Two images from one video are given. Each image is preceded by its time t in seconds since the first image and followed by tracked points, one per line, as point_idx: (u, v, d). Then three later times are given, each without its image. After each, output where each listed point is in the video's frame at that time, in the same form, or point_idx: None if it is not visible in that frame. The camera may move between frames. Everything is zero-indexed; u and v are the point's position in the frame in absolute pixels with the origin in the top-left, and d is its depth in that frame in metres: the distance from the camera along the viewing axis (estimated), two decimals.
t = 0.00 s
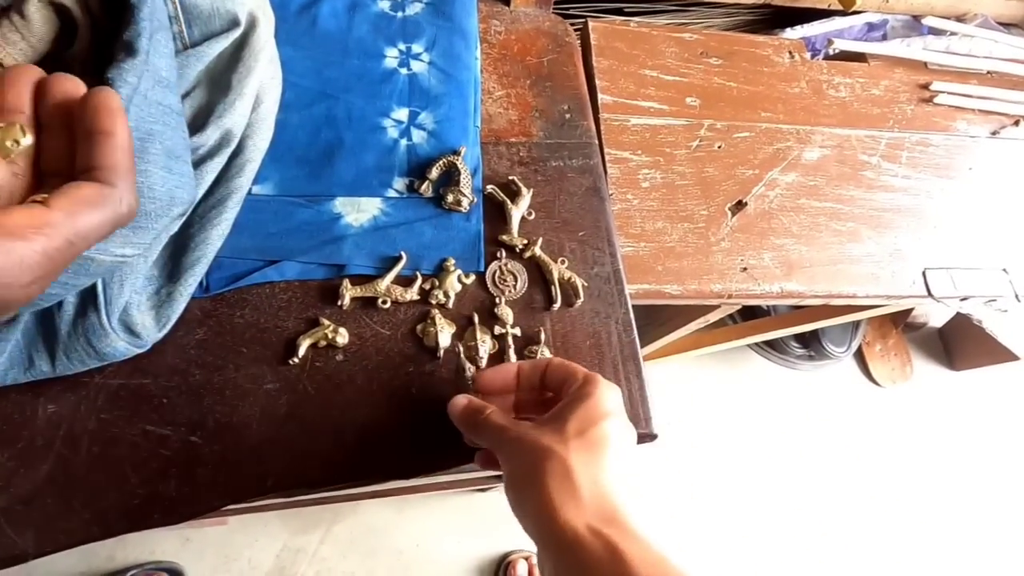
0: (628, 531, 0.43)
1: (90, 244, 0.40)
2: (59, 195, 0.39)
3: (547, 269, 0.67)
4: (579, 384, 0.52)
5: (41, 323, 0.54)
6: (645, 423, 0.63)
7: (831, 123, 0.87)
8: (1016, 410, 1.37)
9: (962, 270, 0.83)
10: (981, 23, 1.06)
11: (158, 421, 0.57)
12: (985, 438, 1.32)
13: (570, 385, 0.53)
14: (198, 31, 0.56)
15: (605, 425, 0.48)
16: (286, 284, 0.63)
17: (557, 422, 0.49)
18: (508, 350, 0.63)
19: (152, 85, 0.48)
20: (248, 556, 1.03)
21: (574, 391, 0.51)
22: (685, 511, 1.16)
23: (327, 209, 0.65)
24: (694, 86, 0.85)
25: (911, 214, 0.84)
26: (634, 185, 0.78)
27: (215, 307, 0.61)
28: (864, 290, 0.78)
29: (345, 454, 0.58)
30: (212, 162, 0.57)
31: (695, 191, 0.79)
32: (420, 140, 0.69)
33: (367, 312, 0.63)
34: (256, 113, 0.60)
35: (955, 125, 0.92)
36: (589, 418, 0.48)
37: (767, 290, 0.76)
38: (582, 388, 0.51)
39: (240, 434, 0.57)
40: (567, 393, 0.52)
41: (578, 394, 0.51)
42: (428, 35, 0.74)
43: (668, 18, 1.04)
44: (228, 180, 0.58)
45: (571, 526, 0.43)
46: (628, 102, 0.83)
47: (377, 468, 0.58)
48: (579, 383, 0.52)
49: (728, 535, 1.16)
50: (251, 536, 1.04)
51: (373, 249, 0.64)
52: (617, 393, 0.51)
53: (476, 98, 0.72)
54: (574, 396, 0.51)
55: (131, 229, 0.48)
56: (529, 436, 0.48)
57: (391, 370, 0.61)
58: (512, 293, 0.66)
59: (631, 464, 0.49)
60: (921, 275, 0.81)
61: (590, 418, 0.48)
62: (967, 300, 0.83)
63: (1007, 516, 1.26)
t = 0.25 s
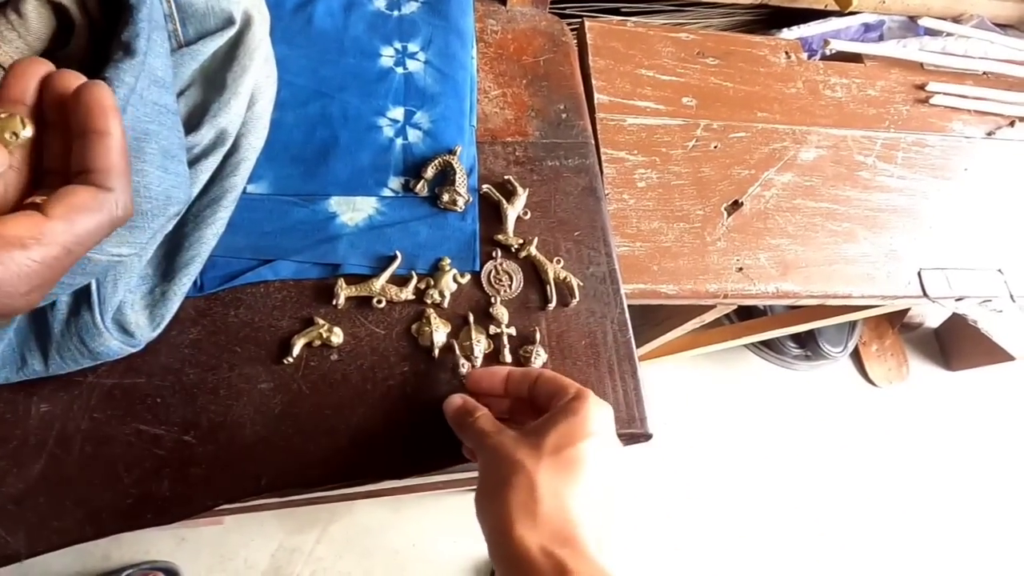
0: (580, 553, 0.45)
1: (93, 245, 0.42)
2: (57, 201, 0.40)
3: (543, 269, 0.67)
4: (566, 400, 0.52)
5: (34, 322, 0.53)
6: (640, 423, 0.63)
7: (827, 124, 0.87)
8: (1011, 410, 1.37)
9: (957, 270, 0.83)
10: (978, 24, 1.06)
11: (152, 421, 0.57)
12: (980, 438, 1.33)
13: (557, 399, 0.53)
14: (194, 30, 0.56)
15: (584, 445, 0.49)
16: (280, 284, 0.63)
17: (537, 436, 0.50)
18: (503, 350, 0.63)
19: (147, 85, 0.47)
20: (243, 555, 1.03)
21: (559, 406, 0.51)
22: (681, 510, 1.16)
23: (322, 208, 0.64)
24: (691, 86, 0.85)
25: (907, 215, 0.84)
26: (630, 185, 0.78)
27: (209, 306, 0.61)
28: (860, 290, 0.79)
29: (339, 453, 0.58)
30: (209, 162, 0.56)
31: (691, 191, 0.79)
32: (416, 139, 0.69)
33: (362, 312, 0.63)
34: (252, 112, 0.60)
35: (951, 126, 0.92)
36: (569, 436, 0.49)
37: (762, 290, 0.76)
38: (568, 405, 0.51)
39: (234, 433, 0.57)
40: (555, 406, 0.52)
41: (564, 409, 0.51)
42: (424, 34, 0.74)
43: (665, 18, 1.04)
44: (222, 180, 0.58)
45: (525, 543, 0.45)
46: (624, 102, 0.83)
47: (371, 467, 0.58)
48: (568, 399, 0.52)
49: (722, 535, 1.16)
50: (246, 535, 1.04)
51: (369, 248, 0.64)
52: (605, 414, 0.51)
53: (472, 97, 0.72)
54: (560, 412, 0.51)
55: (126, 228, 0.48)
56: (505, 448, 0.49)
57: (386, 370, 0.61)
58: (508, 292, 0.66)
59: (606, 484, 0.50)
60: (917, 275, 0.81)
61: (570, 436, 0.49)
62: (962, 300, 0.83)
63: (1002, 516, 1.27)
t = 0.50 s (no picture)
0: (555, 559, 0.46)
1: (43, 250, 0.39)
2: None
3: (539, 268, 0.67)
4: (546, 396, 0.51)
5: (29, 322, 0.53)
6: (636, 422, 0.63)
7: (824, 123, 0.88)
8: (1009, 409, 1.37)
9: (953, 269, 0.83)
10: (975, 23, 1.06)
11: (146, 420, 0.56)
12: (978, 437, 1.33)
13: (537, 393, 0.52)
14: (187, 28, 0.55)
15: (562, 444, 0.48)
16: (276, 283, 0.63)
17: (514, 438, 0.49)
18: (498, 349, 0.63)
19: (139, 84, 0.47)
20: (241, 555, 1.03)
21: (538, 403, 0.50)
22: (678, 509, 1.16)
23: (318, 207, 0.64)
24: (687, 85, 0.85)
25: (904, 213, 0.84)
26: (627, 184, 0.78)
27: (204, 305, 0.61)
28: (856, 289, 0.79)
29: (335, 452, 0.58)
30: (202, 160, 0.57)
31: (688, 190, 0.79)
32: (412, 138, 0.69)
33: (358, 311, 0.63)
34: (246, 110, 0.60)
35: (948, 125, 0.92)
36: (544, 442, 0.48)
37: (759, 288, 0.76)
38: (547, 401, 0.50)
39: (229, 433, 0.57)
40: (533, 406, 0.51)
41: (542, 408, 0.50)
42: (420, 33, 0.74)
43: (662, 17, 1.04)
44: (217, 179, 0.58)
45: (499, 557, 0.46)
46: (621, 101, 0.82)
47: (367, 466, 0.58)
48: (547, 396, 0.51)
49: (719, 534, 1.16)
50: (245, 535, 1.04)
51: (364, 247, 0.64)
52: (583, 410, 0.50)
53: (468, 96, 0.72)
54: (539, 410, 0.50)
55: (119, 227, 0.48)
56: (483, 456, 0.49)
57: (381, 369, 0.61)
58: (504, 292, 0.66)
59: (585, 484, 0.50)
60: (913, 274, 0.81)
61: (547, 438, 0.48)
62: (959, 299, 0.83)
63: (999, 514, 1.27)
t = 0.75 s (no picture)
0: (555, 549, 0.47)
1: (86, 273, 0.38)
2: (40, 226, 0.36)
3: (541, 269, 0.67)
4: (541, 387, 0.50)
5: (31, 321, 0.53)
6: (638, 422, 0.63)
7: (825, 123, 0.87)
8: (1011, 410, 1.37)
9: (955, 270, 0.83)
10: (977, 24, 1.06)
11: (148, 419, 0.57)
12: (980, 439, 1.33)
13: (532, 383, 0.52)
14: (190, 28, 0.55)
15: (559, 437, 0.48)
16: (277, 282, 0.63)
17: (512, 432, 0.50)
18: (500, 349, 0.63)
19: (144, 83, 0.46)
20: (242, 554, 1.03)
21: (533, 395, 0.50)
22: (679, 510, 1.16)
23: (320, 207, 0.64)
24: (689, 86, 0.85)
25: (906, 214, 0.84)
26: (628, 184, 0.78)
27: (206, 305, 0.61)
28: (858, 290, 0.78)
29: (337, 452, 0.58)
30: (206, 159, 0.57)
31: (690, 190, 0.79)
32: (413, 138, 0.69)
33: (359, 310, 0.63)
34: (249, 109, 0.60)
35: (950, 126, 0.92)
36: (540, 435, 0.48)
37: (760, 289, 0.76)
38: (542, 392, 0.50)
39: (230, 432, 0.57)
40: (528, 396, 0.51)
41: (538, 400, 0.50)
42: (422, 33, 0.74)
43: (664, 18, 1.04)
44: (219, 178, 0.58)
45: (502, 550, 0.47)
46: (623, 101, 0.83)
47: (368, 466, 0.58)
48: (543, 385, 0.50)
49: (720, 535, 1.16)
50: (245, 534, 1.04)
51: (366, 247, 0.64)
52: (579, 398, 0.50)
53: (470, 96, 0.72)
54: (535, 401, 0.50)
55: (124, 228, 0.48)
56: (483, 451, 0.50)
57: (383, 369, 0.61)
58: (505, 292, 0.66)
59: (584, 472, 0.50)
60: (915, 275, 0.81)
61: (544, 433, 0.48)
62: (960, 300, 0.83)
63: (1000, 516, 1.27)
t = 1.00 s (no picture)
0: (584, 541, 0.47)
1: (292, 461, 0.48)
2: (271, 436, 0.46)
3: (541, 269, 0.67)
4: (559, 378, 0.51)
5: (31, 321, 0.53)
6: (638, 423, 0.63)
7: (826, 124, 0.87)
8: (1012, 412, 1.37)
9: (956, 271, 0.83)
10: (979, 25, 1.06)
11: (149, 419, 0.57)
12: (980, 440, 1.33)
13: (548, 375, 0.52)
14: (191, 28, 0.54)
15: (581, 427, 0.49)
16: (278, 282, 0.63)
17: (532, 426, 0.50)
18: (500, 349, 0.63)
19: (146, 83, 0.46)
20: (242, 554, 1.03)
21: (552, 387, 0.50)
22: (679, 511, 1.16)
23: (320, 208, 0.64)
24: (689, 87, 0.85)
25: (907, 216, 0.84)
26: (628, 185, 0.78)
27: (206, 305, 0.61)
28: (858, 291, 0.78)
29: (337, 452, 0.58)
30: (206, 159, 0.56)
31: (690, 191, 0.79)
32: (414, 139, 0.69)
33: (360, 311, 0.63)
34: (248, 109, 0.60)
35: (951, 127, 0.92)
36: (563, 431, 0.49)
37: (760, 290, 0.76)
38: (561, 383, 0.50)
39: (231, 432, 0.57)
40: (544, 390, 0.51)
41: (558, 391, 0.50)
42: (423, 34, 0.74)
43: (665, 18, 1.04)
44: (219, 179, 0.58)
45: (530, 547, 0.47)
46: (623, 102, 0.83)
47: (368, 466, 0.58)
48: (560, 376, 0.51)
49: (720, 536, 1.16)
50: (245, 533, 1.04)
51: (366, 248, 0.64)
52: (596, 388, 0.51)
53: (471, 97, 0.72)
54: (554, 393, 0.50)
55: (124, 227, 0.48)
56: (504, 446, 0.50)
57: (383, 369, 0.61)
58: (505, 292, 0.66)
59: (604, 461, 0.51)
60: (916, 276, 0.81)
61: (566, 424, 0.49)
62: (961, 301, 0.83)
63: (1001, 518, 1.26)
